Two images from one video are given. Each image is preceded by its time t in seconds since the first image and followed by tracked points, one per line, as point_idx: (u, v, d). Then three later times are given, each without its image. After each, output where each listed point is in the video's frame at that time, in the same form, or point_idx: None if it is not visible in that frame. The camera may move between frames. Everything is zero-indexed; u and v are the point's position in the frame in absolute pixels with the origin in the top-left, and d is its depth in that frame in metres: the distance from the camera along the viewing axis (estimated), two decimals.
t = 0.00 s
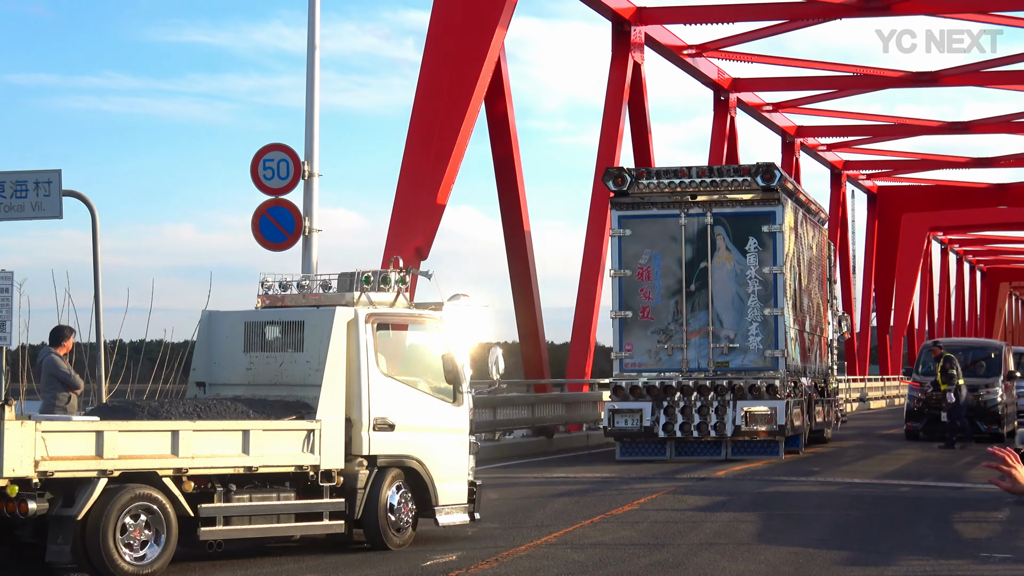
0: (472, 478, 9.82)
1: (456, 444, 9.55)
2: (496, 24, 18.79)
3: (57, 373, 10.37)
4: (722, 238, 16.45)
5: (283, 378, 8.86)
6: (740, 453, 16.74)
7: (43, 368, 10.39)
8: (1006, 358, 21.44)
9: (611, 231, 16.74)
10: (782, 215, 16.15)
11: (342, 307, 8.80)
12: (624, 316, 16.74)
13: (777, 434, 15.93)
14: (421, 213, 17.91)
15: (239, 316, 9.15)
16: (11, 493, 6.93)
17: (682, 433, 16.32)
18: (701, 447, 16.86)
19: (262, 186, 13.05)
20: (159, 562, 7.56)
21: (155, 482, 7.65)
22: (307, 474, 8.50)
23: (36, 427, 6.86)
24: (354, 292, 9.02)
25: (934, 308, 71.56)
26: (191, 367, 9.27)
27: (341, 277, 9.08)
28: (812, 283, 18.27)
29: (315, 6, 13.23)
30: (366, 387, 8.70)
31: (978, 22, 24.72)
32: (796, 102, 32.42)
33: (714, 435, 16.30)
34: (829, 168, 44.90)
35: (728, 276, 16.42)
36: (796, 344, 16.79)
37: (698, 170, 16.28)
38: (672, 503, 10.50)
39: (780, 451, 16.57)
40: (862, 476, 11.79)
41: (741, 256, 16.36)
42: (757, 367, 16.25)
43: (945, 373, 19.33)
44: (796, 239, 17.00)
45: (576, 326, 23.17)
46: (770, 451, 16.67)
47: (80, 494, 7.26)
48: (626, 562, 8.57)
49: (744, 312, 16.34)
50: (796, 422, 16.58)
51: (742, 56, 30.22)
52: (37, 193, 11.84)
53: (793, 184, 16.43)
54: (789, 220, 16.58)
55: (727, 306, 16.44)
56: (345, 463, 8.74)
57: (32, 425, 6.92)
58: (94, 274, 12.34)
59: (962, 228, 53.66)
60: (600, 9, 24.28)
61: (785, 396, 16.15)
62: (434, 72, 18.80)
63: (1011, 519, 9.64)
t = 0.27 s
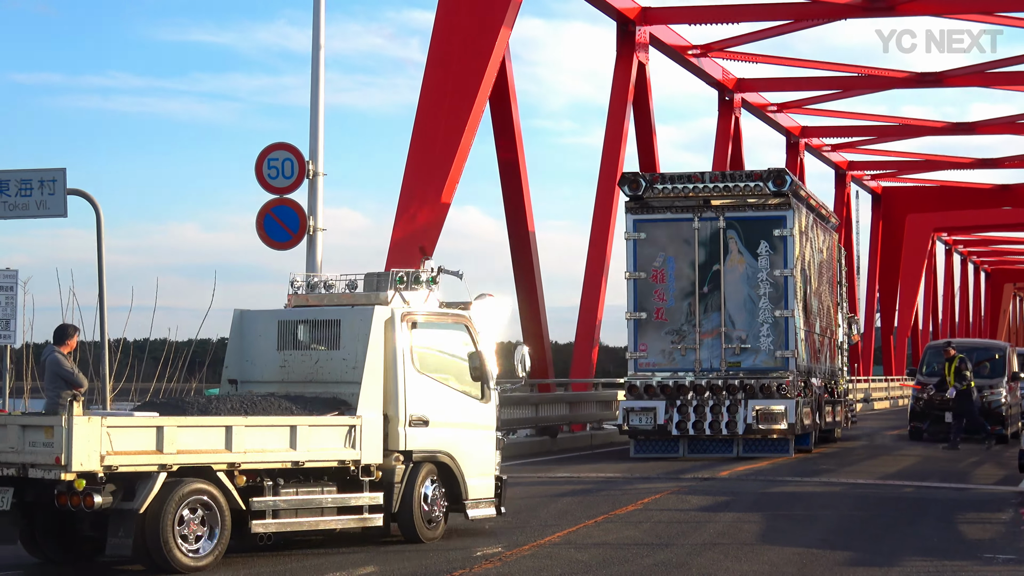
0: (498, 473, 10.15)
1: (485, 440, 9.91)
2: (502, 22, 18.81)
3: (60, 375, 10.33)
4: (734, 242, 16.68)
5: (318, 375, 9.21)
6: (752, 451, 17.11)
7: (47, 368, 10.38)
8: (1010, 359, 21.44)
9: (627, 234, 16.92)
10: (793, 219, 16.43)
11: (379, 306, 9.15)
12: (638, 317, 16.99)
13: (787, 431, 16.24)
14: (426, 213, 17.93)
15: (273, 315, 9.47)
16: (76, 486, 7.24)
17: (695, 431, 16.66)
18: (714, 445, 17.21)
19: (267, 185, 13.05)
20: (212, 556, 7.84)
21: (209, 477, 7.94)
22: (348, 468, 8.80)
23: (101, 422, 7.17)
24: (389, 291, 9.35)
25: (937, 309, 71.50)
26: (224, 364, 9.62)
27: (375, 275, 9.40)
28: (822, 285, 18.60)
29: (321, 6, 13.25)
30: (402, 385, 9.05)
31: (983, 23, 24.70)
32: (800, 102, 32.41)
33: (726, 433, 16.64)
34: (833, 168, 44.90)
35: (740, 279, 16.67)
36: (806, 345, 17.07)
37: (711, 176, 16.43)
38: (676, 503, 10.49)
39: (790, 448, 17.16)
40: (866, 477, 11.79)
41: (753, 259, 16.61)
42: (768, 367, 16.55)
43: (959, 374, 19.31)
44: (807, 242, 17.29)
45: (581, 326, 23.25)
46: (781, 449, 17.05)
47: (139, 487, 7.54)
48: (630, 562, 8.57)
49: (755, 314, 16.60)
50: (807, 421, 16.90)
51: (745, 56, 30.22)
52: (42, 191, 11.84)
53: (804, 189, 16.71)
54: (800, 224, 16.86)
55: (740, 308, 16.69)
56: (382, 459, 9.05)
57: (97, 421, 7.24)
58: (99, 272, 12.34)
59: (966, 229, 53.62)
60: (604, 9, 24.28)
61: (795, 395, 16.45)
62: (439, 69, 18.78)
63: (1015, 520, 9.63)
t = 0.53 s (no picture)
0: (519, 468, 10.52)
1: (508, 436, 10.22)
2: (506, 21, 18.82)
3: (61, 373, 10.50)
4: (745, 247, 17.19)
5: (348, 373, 9.53)
6: (762, 449, 17.63)
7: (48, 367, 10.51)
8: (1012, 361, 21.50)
9: (640, 239, 17.48)
10: (802, 225, 16.91)
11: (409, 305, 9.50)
12: (652, 320, 17.53)
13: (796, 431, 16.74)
14: (428, 215, 17.91)
15: (301, 314, 9.82)
16: (135, 480, 7.47)
17: (706, 430, 17.20)
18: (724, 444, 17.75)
19: (270, 184, 13.05)
20: (261, 547, 8.14)
21: (255, 471, 8.21)
22: (382, 464, 9.13)
23: (159, 418, 7.40)
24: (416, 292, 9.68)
25: (939, 310, 71.51)
26: (251, 362, 9.95)
27: (402, 276, 9.74)
28: (830, 288, 19.14)
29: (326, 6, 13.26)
30: (432, 384, 9.38)
31: (987, 24, 24.69)
32: (802, 103, 32.41)
33: (737, 432, 17.19)
34: (836, 169, 44.92)
35: (751, 283, 17.18)
36: (815, 347, 17.57)
37: (723, 182, 17.03)
38: (677, 503, 10.49)
39: (799, 448, 17.64)
40: (867, 478, 11.80)
41: (763, 264, 17.12)
42: (778, 369, 17.08)
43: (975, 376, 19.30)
44: (815, 248, 17.79)
45: (582, 326, 23.28)
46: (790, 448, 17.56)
47: (191, 481, 7.79)
48: (631, 562, 8.57)
49: (766, 317, 17.12)
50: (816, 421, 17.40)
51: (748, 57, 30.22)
52: (45, 189, 11.85)
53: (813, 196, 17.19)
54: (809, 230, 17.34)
55: (750, 311, 17.21)
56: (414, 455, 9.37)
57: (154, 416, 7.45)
58: (101, 271, 12.35)
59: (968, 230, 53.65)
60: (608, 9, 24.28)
61: (804, 396, 16.99)
62: (442, 71, 18.77)
63: (1016, 522, 9.63)
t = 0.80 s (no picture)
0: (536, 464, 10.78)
1: (527, 432, 10.53)
2: (508, 20, 18.84)
3: (61, 368, 10.58)
4: (757, 250, 17.53)
5: (376, 370, 9.79)
6: (772, 447, 18.02)
7: (48, 364, 10.58)
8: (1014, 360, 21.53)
9: (656, 242, 17.84)
10: (812, 229, 17.26)
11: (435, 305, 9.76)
12: (666, 321, 17.90)
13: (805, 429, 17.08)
14: (430, 213, 17.87)
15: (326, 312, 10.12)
16: (187, 475, 7.66)
17: (719, 428, 17.52)
18: (735, 441, 18.11)
19: (271, 182, 13.06)
20: (303, 540, 8.40)
21: (296, 466, 8.46)
22: (414, 459, 9.43)
23: (210, 414, 7.62)
24: (441, 291, 9.99)
25: (942, 310, 71.44)
26: (278, 361, 10.25)
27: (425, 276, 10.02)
28: (839, 290, 19.52)
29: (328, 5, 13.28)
30: (459, 381, 9.65)
31: (990, 23, 24.67)
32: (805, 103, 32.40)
33: (748, 430, 17.49)
34: (838, 169, 44.93)
35: (762, 285, 17.52)
36: (825, 347, 17.89)
37: (736, 188, 17.35)
38: (679, 503, 10.48)
39: (808, 446, 18.00)
40: (869, 478, 11.78)
41: (775, 266, 17.45)
42: (789, 369, 17.40)
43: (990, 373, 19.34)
44: (824, 251, 18.15)
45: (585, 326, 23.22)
46: (800, 445, 17.95)
47: (237, 476, 8.02)
48: (633, 561, 8.58)
49: (777, 318, 17.46)
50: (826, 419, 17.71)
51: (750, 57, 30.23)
52: (47, 187, 11.88)
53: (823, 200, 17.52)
54: (819, 233, 17.68)
55: (762, 312, 17.55)
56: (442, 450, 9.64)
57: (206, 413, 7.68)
58: (104, 269, 12.37)
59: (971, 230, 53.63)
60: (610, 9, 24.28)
61: (814, 394, 17.31)
62: (445, 70, 18.80)
63: (1018, 523, 9.62)
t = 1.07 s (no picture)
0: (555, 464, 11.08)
1: (547, 428, 10.87)
2: (511, 19, 18.88)
3: (62, 367, 10.65)
4: (770, 254, 18.22)
5: (402, 368, 10.09)
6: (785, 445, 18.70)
7: (50, 363, 10.66)
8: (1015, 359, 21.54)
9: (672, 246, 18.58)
10: (823, 234, 17.94)
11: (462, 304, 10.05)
12: (681, 322, 18.59)
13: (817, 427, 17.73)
14: (432, 212, 17.88)
15: (354, 311, 10.36)
16: (237, 471, 7.92)
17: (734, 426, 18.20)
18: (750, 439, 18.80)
19: (273, 181, 13.06)
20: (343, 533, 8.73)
21: (335, 461, 8.76)
22: (444, 456, 9.80)
23: (260, 412, 7.87)
24: (466, 290, 10.29)
25: (945, 310, 71.45)
26: (303, 358, 10.45)
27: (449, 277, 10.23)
28: (849, 293, 20.15)
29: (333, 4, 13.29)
30: (487, 380, 10.04)
31: (993, 22, 24.65)
32: (807, 102, 32.40)
33: (761, 428, 18.15)
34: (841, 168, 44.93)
35: (775, 288, 18.21)
36: (835, 349, 18.54)
37: (749, 194, 18.08)
38: (682, 503, 10.49)
39: (819, 443, 18.60)
40: (871, 478, 11.77)
41: (787, 269, 18.14)
42: (801, 369, 18.05)
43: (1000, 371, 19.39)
44: (835, 255, 18.83)
45: (587, 325, 23.17)
46: (812, 442, 18.61)
47: (283, 472, 8.25)
48: (636, 560, 8.58)
49: (789, 320, 18.12)
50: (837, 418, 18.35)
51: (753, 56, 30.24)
52: (50, 186, 11.87)
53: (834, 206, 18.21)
54: (830, 238, 18.38)
55: (775, 314, 18.21)
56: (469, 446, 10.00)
57: (255, 411, 7.93)
58: (107, 269, 12.37)
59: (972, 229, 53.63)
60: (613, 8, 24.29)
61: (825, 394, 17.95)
62: (447, 70, 18.81)
63: (1021, 522, 9.62)
